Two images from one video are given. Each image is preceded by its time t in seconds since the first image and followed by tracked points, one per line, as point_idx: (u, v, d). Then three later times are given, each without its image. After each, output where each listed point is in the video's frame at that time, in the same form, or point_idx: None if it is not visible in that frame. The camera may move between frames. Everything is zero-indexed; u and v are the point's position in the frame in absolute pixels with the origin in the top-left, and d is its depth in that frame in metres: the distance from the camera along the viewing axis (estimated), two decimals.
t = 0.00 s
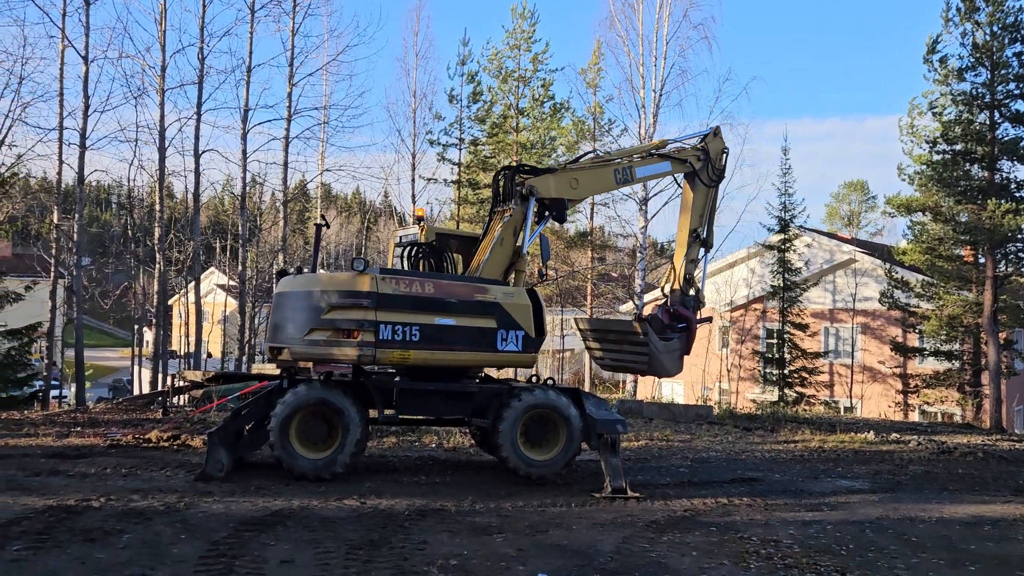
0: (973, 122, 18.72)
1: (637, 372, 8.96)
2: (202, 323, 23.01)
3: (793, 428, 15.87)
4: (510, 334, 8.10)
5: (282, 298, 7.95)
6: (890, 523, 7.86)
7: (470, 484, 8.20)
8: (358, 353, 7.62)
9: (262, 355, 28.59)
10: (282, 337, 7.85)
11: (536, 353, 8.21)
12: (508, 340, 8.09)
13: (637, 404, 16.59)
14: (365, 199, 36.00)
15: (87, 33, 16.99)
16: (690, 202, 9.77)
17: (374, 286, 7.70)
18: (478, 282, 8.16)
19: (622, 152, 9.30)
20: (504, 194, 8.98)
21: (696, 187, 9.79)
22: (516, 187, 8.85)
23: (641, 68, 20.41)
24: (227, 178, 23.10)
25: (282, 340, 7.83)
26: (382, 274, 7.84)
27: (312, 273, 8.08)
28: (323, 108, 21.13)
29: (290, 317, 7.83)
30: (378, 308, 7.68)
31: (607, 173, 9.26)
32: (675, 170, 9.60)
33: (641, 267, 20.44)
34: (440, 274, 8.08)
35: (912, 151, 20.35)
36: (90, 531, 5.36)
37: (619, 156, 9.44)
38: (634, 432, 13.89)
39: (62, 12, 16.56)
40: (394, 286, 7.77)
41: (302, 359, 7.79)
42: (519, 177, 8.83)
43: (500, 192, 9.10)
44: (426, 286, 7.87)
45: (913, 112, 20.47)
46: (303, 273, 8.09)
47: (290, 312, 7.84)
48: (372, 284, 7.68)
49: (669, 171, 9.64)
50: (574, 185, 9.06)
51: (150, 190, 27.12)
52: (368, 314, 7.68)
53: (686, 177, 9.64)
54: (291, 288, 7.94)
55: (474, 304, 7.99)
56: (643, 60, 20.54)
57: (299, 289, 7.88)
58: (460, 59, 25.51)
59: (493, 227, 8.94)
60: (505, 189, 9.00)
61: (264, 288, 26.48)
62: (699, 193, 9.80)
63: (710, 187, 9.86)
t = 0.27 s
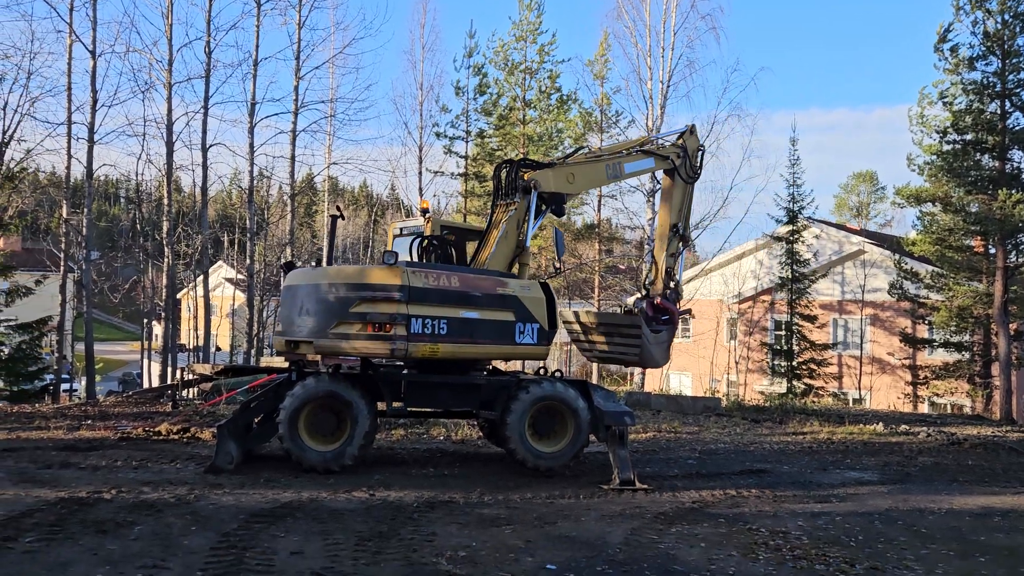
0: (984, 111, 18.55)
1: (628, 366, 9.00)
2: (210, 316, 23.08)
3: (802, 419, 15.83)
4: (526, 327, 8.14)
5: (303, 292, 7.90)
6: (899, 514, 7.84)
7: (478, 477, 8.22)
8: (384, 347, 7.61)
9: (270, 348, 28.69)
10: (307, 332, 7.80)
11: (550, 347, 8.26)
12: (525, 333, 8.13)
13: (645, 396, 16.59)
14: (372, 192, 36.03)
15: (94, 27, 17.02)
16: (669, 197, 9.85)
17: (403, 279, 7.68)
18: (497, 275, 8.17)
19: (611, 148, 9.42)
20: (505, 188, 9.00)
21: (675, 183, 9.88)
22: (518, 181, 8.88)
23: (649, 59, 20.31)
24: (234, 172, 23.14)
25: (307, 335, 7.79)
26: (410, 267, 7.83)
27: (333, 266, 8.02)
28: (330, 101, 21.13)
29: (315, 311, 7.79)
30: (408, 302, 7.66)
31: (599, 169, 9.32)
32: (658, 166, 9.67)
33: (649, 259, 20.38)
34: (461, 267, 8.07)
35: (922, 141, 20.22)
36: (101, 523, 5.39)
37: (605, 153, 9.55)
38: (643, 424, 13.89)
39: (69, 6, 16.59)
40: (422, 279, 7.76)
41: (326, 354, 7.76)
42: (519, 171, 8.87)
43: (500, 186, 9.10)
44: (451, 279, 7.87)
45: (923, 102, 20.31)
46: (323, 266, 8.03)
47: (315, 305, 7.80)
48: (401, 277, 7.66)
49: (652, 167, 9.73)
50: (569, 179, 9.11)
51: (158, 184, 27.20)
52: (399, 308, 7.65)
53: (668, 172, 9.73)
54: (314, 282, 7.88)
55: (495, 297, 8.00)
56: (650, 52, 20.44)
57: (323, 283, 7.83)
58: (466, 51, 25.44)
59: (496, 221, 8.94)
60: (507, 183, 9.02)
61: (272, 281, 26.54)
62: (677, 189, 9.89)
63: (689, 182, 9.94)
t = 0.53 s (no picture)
0: (995, 102, 18.38)
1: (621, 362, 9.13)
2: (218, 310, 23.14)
3: (811, 413, 15.78)
4: (542, 321, 8.16)
5: (330, 287, 7.82)
6: (908, 507, 7.81)
7: (487, 470, 8.23)
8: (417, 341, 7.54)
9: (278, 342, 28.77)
10: (335, 326, 7.73)
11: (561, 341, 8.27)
12: (540, 327, 8.13)
13: (653, 389, 16.58)
14: (379, 186, 36.04)
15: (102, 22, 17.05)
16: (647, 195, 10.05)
17: (436, 273, 7.67)
18: (515, 270, 8.21)
19: (600, 145, 9.61)
20: (505, 183, 9.02)
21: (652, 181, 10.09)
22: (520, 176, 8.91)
23: (656, 52, 20.20)
24: (242, 167, 23.18)
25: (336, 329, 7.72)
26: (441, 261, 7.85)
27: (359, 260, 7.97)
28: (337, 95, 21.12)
29: (344, 305, 7.73)
30: (441, 296, 7.65)
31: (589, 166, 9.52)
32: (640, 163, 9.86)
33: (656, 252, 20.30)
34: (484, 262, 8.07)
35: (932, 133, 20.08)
36: (112, 516, 5.42)
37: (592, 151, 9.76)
38: (651, 418, 13.88)
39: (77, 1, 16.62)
40: (453, 273, 7.77)
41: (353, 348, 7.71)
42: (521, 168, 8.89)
43: (500, 180, 9.10)
44: (478, 274, 7.89)
45: (933, 93, 20.14)
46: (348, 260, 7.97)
47: (344, 300, 7.74)
48: (434, 271, 7.65)
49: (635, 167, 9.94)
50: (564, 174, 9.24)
51: (166, 179, 27.26)
52: (433, 302, 7.63)
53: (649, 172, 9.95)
54: (341, 276, 7.82)
55: (517, 292, 8.04)
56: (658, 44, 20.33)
57: (352, 277, 7.78)
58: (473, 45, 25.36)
59: (497, 215, 8.97)
60: (507, 178, 9.02)
61: (280, 275, 26.60)
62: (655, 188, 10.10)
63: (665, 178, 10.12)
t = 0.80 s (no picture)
0: (1006, 95, 18.13)
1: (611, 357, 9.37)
2: (228, 305, 23.21)
3: (820, 407, 15.73)
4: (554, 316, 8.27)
5: (357, 281, 7.75)
6: (918, 502, 7.78)
7: (495, 465, 8.23)
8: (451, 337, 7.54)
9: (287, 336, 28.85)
10: (365, 321, 7.69)
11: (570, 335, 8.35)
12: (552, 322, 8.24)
13: (662, 384, 16.56)
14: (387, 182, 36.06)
15: (111, 18, 17.11)
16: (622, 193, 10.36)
17: (470, 268, 7.69)
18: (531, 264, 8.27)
19: (588, 142, 9.78)
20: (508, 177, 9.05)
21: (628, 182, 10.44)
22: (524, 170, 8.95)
23: (665, 45, 20.10)
24: (251, 162, 23.24)
25: (367, 324, 7.68)
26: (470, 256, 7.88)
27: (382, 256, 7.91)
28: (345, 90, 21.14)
29: (374, 300, 7.69)
30: (475, 291, 7.68)
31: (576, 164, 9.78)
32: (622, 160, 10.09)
33: (665, 247, 20.22)
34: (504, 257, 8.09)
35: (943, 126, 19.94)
36: (123, 510, 5.46)
37: (578, 148, 10.00)
38: (659, 412, 13.87)
39: None
40: (483, 268, 7.80)
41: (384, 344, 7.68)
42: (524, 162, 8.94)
43: (501, 174, 9.12)
44: (504, 269, 7.94)
45: (944, 86, 19.95)
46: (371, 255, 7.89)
47: (373, 294, 7.69)
48: (467, 266, 7.65)
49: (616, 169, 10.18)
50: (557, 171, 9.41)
51: (175, 174, 27.36)
52: (467, 297, 7.64)
53: (628, 170, 10.19)
54: (368, 270, 7.75)
55: (536, 287, 8.13)
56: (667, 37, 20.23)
57: (380, 271, 7.73)
58: (480, 39, 25.29)
59: (499, 209, 9.01)
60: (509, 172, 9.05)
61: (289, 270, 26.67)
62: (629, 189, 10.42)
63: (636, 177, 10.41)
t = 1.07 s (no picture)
0: (1018, 88, 17.90)
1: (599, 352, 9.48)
2: (236, 301, 23.28)
3: (829, 403, 15.66)
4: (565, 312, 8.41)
5: (386, 278, 7.70)
6: (928, 498, 7.74)
7: (504, 460, 8.24)
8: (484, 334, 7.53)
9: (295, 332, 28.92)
10: (397, 318, 7.66)
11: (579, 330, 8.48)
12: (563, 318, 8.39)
13: (670, 379, 16.54)
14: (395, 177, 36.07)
15: (119, 15, 17.16)
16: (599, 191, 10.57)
17: (502, 264, 7.68)
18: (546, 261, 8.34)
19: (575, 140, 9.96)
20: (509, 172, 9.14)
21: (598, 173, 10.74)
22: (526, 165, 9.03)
23: (673, 40, 19.99)
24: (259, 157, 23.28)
25: (399, 321, 7.65)
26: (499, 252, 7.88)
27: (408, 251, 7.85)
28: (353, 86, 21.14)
29: (406, 297, 7.66)
30: (509, 288, 7.68)
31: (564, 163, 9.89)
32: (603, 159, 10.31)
33: (673, 242, 20.14)
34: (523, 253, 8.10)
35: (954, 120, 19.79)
36: (133, 504, 5.49)
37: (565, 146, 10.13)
38: (667, 408, 13.84)
39: None
40: (512, 264, 7.80)
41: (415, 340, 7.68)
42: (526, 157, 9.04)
43: (502, 169, 9.19)
44: (528, 265, 7.97)
45: (954, 80, 19.85)
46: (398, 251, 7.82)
47: (404, 290, 7.66)
48: (499, 262, 7.63)
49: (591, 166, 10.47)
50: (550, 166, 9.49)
51: (184, 170, 27.44)
52: (501, 294, 7.62)
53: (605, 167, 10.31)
54: (397, 266, 7.70)
55: (553, 284, 8.22)
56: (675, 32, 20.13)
57: (410, 268, 7.68)
58: (488, 34, 25.23)
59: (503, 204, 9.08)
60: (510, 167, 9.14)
61: (297, 266, 26.72)
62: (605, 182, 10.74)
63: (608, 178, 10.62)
